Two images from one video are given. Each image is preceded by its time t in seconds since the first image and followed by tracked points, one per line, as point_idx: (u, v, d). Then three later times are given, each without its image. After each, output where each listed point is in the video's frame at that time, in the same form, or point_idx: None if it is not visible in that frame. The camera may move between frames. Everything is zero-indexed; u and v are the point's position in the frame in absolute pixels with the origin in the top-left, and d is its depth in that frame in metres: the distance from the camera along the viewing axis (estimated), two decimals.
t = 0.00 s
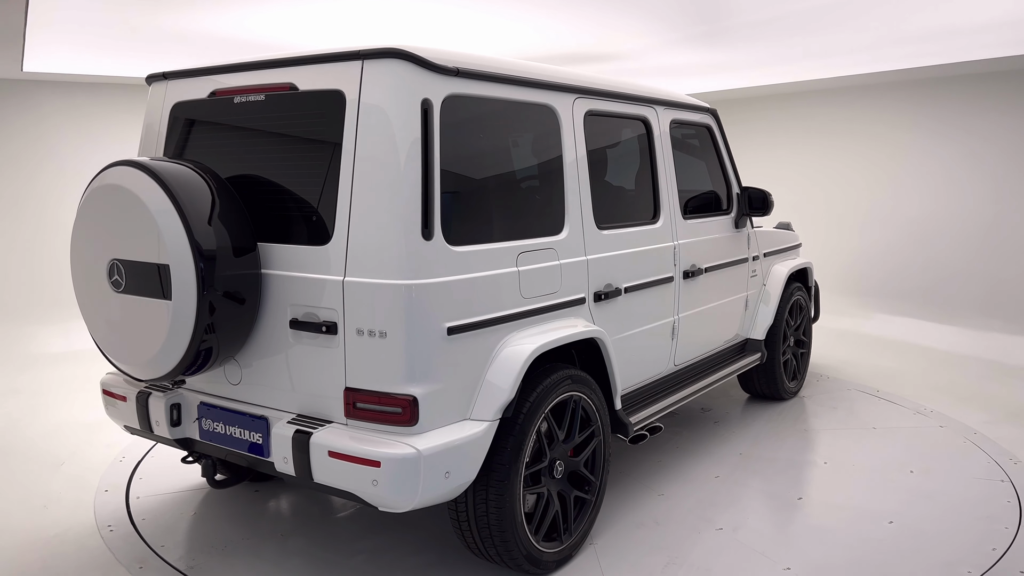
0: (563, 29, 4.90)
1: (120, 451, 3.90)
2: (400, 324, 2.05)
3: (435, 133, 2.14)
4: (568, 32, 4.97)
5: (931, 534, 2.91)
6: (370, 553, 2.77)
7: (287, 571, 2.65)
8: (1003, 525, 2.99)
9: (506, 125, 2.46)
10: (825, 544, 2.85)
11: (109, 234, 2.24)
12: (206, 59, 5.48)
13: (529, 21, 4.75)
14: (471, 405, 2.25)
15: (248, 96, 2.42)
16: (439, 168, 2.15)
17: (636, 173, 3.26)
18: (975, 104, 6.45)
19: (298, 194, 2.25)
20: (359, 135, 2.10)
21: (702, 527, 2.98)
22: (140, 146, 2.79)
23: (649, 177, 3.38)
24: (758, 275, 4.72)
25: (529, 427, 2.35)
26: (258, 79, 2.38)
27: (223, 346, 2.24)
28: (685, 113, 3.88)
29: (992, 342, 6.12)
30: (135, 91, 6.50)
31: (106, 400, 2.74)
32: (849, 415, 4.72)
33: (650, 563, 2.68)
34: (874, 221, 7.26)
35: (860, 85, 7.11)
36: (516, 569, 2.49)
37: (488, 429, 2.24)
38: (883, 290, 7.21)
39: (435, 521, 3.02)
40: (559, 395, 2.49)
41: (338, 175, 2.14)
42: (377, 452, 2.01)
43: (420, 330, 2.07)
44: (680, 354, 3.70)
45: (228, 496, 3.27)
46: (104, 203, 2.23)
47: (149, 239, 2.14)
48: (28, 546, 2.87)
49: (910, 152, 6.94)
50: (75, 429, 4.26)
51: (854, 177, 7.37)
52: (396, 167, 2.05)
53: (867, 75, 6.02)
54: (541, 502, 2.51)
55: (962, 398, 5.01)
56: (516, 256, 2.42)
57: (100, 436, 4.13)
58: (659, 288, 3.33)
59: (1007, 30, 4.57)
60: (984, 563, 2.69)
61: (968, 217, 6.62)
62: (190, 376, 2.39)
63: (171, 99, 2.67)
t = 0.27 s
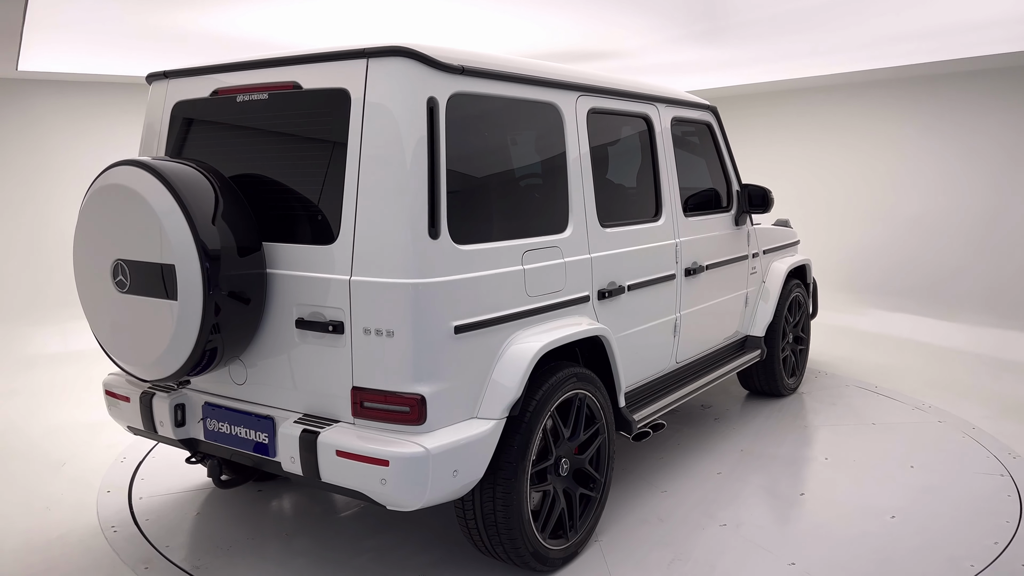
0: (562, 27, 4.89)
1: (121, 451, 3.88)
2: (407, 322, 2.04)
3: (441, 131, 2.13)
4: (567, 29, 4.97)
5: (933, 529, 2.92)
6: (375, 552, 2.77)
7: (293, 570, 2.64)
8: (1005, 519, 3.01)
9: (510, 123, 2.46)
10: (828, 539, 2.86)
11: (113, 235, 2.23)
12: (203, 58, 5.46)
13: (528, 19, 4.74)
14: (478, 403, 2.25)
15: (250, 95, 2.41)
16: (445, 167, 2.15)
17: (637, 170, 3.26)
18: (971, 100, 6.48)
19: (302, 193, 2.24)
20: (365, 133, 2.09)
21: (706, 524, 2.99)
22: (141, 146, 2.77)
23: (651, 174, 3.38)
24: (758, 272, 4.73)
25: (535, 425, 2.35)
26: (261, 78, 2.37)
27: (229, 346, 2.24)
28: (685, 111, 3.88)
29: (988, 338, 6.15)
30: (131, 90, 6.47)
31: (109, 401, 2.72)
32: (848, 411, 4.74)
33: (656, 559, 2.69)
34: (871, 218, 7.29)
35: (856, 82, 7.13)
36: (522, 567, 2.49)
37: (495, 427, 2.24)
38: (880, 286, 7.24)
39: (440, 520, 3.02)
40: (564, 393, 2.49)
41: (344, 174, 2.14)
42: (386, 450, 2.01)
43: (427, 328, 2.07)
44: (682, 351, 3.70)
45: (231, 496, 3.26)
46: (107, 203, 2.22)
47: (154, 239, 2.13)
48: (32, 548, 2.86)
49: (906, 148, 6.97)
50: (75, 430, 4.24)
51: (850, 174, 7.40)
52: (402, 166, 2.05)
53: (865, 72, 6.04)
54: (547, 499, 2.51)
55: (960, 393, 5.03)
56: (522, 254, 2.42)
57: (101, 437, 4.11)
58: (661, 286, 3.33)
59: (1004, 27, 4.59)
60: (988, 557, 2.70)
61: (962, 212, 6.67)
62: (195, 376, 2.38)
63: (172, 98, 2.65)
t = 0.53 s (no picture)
0: (563, 23, 4.90)
1: (125, 450, 3.87)
2: (419, 318, 2.04)
3: (451, 127, 2.13)
4: (567, 25, 4.97)
5: (938, 522, 2.95)
6: (383, 548, 2.77)
7: (302, 567, 2.64)
8: (1009, 511, 3.03)
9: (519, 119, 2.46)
10: (834, 533, 2.87)
11: (122, 232, 2.22)
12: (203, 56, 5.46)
13: (529, 15, 4.74)
14: (488, 399, 2.25)
15: (258, 92, 2.40)
16: (455, 163, 2.15)
17: (642, 166, 3.27)
18: (969, 96, 6.52)
19: (312, 190, 2.24)
20: (375, 130, 2.09)
21: (713, 518, 3.00)
22: (146, 143, 2.76)
23: (655, 170, 3.38)
24: (759, 267, 4.74)
25: (545, 421, 2.35)
26: (269, 74, 2.36)
27: (239, 343, 2.23)
28: (687, 107, 3.89)
29: (985, 332, 6.19)
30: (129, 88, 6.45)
31: (116, 399, 2.72)
32: (849, 405, 4.76)
33: (665, 554, 2.70)
34: (869, 213, 7.32)
35: (854, 78, 7.15)
36: (532, 562, 2.50)
37: (506, 423, 2.24)
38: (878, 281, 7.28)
39: (447, 516, 3.02)
40: (573, 388, 2.50)
41: (354, 170, 2.13)
42: (399, 446, 2.01)
43: (439, 325, 2.07)
44: (685, 347, 3.71)
45: (236, 494, 3.25)
46: (116, 200, 2.21)
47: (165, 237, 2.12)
48: (39, 547, 2.85)
49: (904, 143, 7.00)
50: (77, 429, 4.23)
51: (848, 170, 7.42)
52: (413, 162, 2.05)
53: (864, 67, 6.06)
54: (557, 495, 2.51)
55: (959, 387, 5.06)
56: (531, 250, 2.43)
57: (103, 436, 4.10)
58: (666, 282, 3.34)
59: (1002, 23, 4.62)
60: (994, 549, 2.72)
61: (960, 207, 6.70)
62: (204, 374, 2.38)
63: (178, 95, 2.64)
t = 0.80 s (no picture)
0: (564, 20, 4.90)
1: (128, 448, 3.87)
2: (432, 314, 2.05)
3: (463, 124, 2.14)
4: (569, 22, 4.97)
5: (942, 515, 2.97)
6: (392, 544, 2.77)
7: (312, 564, 2.65)
8: (1013, 504, 3.06)
9: (528, 115, 2.47)
10: (840, 526, 2.89)
11: (132, 229, 2.23)
12: (204, 52, 5.45)
13: (530, 12, 4.75)
14: (500, 395, 2.26)
15: (266, 89, 2.39)
16: (467, 159, 2.16)
17: (647, 162, 3.28)
18: (968, 92, 6.55)
19: (322, 187, 2.24)
20: (387, 126, 2.09)
21: (720, 512, 3.02)
22: (153, 141, 2.76)
23: (660, 167, 3.39)
24: (760, 263, 4.76)
25: (555, 416, 2.37)
26: (278, 71, 2.36)
27: (250, 340, 2.24)
28: (690, 103, 3.90)
29: (982, 327, 6.23)
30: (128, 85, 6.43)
31: (124, 397, 2.71)
32: (850, 400, 4.78)
33: (673, 548, 2.71)
34: (867, 209, 7.35)
35: (853, 75, 7.18)
36: (542, 557, 2.51)
37: (517, 419, 2.25)
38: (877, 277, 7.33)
39: (454, 512, 3.02)
40: (582, 384, 2.51)
41: (366, 167, 2.14)
42: (412, 442, 2.02)
43: (452, 320, 2.08)
44: (689, 342, 3.72)
45: (243, 491, 3.25)
46: (126, 197, 2.21)
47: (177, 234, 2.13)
48: (47, 546, 2.85)
49: (903, 139, 7.03)
50: (80, 427, 4.22)
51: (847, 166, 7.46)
52: (425, 158, 2.05)
53: (863, 64, 6.08)
54: (567, 489, 2.53)
55: (958, 381, 5.10)
56: (540, 246, 2.43)
57: (106, 434, 4.09)
58: (671, 277, 3.35)
59: (1001, 19, 4.65)
60: (999, 541, 2.75)
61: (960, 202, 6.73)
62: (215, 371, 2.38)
63: (185, 92, 2.64)
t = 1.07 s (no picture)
0: (565, 18, 4.91)
1: (131, 446, 3.86)
2: (440, 311, 2.06)
3: (470, 122, 2.15)
4: (569, 21, 4.99)
5: (943, 509, 3.00)
6: (398, 541, 2.78)
7: (318, 561, 2.65)
8: (1013, 498, 3.09)
9: (533, 114, 2.48)
10: (843, 521, 2.92)
11: (140, 227, 2.23)
12: (205, 50, 5.45)
13: (531, 11, 4.77)
14: (507, 391, 2.28)
15: (273, 86, 2.39)
16: (474, 157, 2.17)
17: (649, 160, 3.29)
18: (965, 89, 6.59)
19: (330, 185, 2.25)
20: (395, 124, 2.10)
21: (723, 508, 3.03)
22: (157, 139, 2.76)
23: (662, 165, 3.41)
24: (760, 261, 4.78)
25: (561, 412, 2.38)
26: (285, 70, 2.36)
27: (257, 338, 2.24)
28: (690, 101, 3.92)
29: (978, 324, 6.27)
30: (127, 84, 6.42)
31: (129, 395, 2.71)
32: (849, 396, 4.81)
33: (677, 543, 2.73)
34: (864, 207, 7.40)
35: (850, 73, 7.22)
36: (548, 553, 2.52)
37: (524, 415, 2.26)
38: (875, 275, 7.37)
39: (458, 509, 3.03)
40: (587, 380, 2.52)
41: (373, 165, 2.14)
42: (421, 438, 2.03)
43: (459, 317, 2.09)
44: (690, 339, 3.74)
45: (246, 489, 3.26)
46: (134, 195, 2.21)
47: (185, 231, 2.13)
48: (52, 544, 2.85)
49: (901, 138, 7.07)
50: (82, 426, 4.21)
51: (845, 165, 7.50)
52: (433, 156, 2.06)
53: (860, 63, 6.12)
54: (572, 486, 2.54)
55: (955, 378, 5.13)
56: (546, 244, 2.44)
57: (107, 432, 4.09)
58: (673, 275, 3.37)
59: (998, 18, 4.69)
60: (1000, 535, 2.78)
61: (958, 200, 6.77)
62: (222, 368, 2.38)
63: (190, 90, 2.64)
